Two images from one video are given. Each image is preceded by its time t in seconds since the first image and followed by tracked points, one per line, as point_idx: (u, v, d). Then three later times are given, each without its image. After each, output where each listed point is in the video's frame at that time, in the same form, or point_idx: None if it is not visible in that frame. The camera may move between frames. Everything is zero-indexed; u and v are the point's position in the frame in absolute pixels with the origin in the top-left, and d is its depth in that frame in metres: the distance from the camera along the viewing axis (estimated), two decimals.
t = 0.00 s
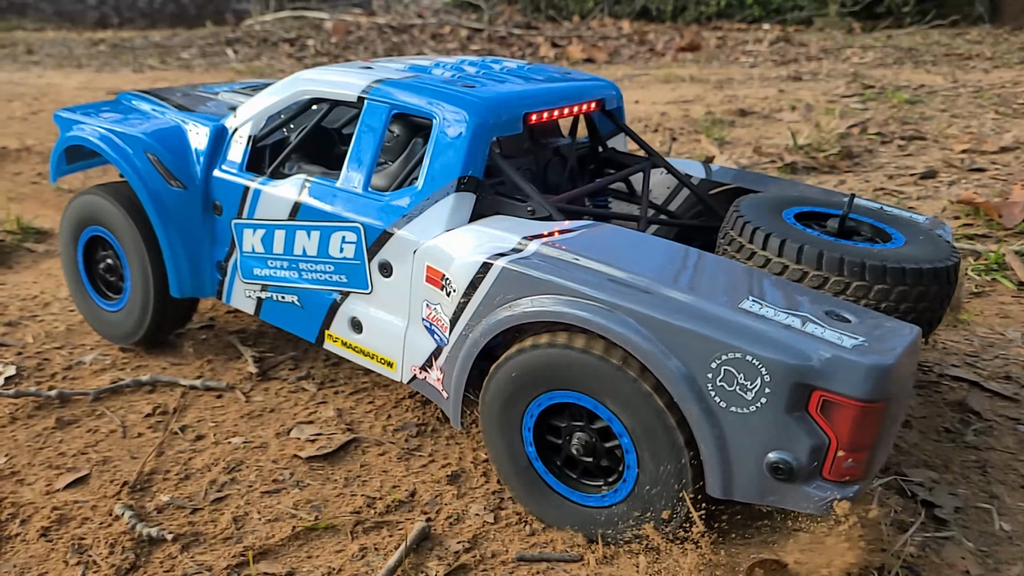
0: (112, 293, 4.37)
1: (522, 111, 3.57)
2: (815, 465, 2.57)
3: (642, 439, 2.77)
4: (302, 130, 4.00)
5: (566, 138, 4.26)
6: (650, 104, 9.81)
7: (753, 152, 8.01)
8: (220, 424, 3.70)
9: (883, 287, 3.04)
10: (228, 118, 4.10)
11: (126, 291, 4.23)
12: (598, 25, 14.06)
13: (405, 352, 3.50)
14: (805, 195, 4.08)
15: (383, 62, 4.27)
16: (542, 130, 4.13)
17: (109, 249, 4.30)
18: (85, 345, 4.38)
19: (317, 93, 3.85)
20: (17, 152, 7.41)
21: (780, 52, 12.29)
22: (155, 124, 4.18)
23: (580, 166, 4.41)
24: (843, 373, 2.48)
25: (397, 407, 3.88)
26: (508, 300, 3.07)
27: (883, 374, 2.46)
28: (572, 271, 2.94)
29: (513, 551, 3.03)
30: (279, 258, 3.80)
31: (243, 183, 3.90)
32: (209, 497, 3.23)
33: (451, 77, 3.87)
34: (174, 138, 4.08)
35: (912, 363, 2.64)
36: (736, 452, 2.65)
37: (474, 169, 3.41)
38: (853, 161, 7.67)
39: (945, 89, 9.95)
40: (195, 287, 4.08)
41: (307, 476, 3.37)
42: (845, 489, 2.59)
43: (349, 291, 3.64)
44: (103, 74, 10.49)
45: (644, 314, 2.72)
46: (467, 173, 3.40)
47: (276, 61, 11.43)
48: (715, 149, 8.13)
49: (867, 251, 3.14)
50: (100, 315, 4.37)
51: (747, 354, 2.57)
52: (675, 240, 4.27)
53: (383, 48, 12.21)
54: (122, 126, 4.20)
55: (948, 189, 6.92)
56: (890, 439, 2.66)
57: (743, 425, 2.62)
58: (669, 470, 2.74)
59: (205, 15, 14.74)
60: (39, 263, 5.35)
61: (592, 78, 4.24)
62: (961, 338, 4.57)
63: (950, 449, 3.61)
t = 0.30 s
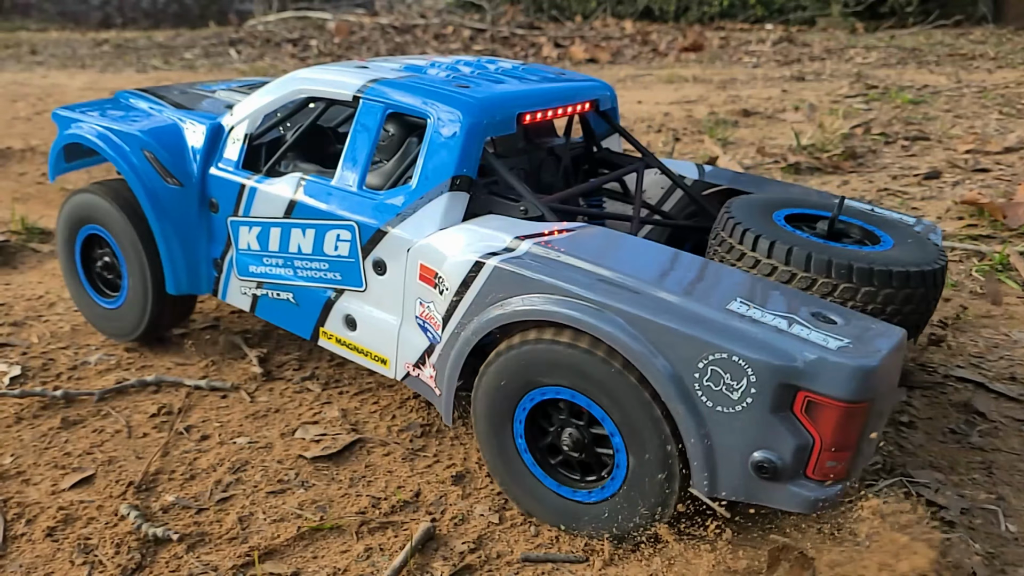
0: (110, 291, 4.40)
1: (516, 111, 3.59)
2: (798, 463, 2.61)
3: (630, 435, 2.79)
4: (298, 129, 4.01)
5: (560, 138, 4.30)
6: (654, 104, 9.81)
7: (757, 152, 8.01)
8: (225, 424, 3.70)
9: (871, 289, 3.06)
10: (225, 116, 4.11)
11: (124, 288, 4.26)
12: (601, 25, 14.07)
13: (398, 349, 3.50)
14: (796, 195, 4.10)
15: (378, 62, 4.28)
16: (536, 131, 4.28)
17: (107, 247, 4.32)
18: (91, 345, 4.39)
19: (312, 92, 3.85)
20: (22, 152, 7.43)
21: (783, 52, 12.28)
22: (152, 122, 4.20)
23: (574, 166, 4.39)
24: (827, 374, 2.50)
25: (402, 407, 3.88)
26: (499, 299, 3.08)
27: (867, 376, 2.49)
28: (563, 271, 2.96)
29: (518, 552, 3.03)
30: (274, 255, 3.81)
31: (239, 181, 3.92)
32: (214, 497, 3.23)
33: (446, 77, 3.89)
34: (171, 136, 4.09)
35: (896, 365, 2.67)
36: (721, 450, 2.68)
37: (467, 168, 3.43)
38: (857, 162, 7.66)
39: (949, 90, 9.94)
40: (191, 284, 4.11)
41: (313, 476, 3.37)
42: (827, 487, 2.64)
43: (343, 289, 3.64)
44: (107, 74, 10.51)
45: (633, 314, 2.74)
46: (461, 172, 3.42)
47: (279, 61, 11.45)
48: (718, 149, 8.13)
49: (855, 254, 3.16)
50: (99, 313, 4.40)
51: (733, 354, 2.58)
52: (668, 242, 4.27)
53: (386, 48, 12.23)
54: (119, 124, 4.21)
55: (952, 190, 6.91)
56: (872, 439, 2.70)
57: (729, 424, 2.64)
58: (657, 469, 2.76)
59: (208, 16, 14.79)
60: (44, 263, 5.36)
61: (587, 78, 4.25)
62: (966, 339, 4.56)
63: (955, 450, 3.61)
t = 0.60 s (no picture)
0: (108, 289, 4.43)
1: (509, 111, 3.59)
2: (781, 461, 2.62)
3: (618, 427, 2.82)
4: (294, 127, 4.02)
5: (554, 139, 4.32)
6: (657, 104, 9.81)
7: (760, 153, 8.00)
8: (229, 424, 3.71)
9: (856, 289, 3.11)
10: (220, 115, 4.13)
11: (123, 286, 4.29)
12: (603, 26, 14.07)
13: (391, 346, 3.52)
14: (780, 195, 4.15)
15: (374, 62, 4.29)
16: (531, 131, 4.23)
17: (105, 246, 4.35)
18: (95, 345, 4.39)
19: (307, 91, 3.89)
20: (27, 153, 7.44)
21: (786, 52, 12.27)
22: (149, 120, 4.21)
23: (568, 166, 4.42)
24: (809, 373, 2.53)
25: (407, 408, 3.88)
26: (489, 297, 3.09)
27: (849, 376, 2.51)
28: (552, 270, 2.98)
29: (523, 553, 3.02)
30: (268, 253, 3.83)
31: (234, 179, 3.93)
32: (219, 497, 3.24)
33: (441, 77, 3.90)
34: (167, 134, 4.11)
35: (879, 366, 2.69)
36: (706, 447, 2.69)
37: (460, 167, 3.44)
38: (860, 162, 7.65)
39: (953, 90, 9.93)
40: (187, 281, 4.13)
41: (317, 476, 3.38)
42: (809, 485, 2.66)
43: (337, 286, 3.66)
44: (110, 74, 10.52)
45: (620, 312, 2.76)
46: (454, 171, 3.43)
47: (282, 61, 11.46)
48: (721, 149, 8.12)
49: (841, 254, 3.20)
50: (96, 311, 4.43)
51: (718, 353, 2.60)
52: (660, 241, 4.29)
53: (389, 48, 12.23)
54: (116, 121, 4.22)
55: (957, 190, 6.90)
56: (854, 439, 2.72)
57: (714, 422, 2.66)
58: (644, 463, 2.78)
59: (211, 16, 14.82)
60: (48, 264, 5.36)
61: (581, 79, 4.26)
62: (971, 340, 4.55)
63: (961, 451, 3.60)
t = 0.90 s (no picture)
0: (105, 288, 4.45)
1: (501, 111, 3.61)
2: (768, 455, 2.65)
3: (607, 422, 2.85)
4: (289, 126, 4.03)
5: (547, 139, 4.35)
6: (660, 104, 9.81)
7: (763, 154, 8.00)
8: (234, 425, 3.71)
9: (842, 287, 3.11)
10: (216, 114, 4.15)
11: (120, 283, 4.30)
12: (606, 26, 14.06)
13: (383, 344, 3.54)
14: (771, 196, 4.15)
15: (368, 62, 4.30)
16: (524, 131, 4.30)
17: (102, 245, 4.36)
18: (100, 345, 4.40)
19: (302, 91, 3.91)
20: (31, 154, 7.46)
21: (789, 52, 12.26)
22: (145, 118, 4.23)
23: (560, 166, 4.39)
24: (794, 368, 2.56)
25: (411, 409, 3.88)
26: (481, 294, 3.12)
27: (833, 370, 2.54)
28: (542, 268, 3.00)
29: (528, 553, 3.02)
30: (263, 250, 3.84)
31: (229, 178, 3.96)
32: (225, 498, 3.24)
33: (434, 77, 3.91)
34: (163, 132, 4.12)
35: (864, 361, 2.72)
36: (694, 442, 2.72)
37: (453, 166, 3.46)
38: (863, 163, 7.64)
39: (956, 90, 9.91)
40: (182, 278, 4.13)
41: (322, 477, 3.38)
42: (797, 479, 2.68)
43: (330, 284, 3.68)
44: (114, 74, 10.53)
45: (609, 309, 2.79)
46: (446, 170, 3.45)
47: (285, 61, 11.47)
48: (725, 149, 8.11)
49: (828, 253, 3.22)
50: (93, 310, 4.44)
51: (705, 348, 2.63)
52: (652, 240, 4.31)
53: (391, 48, 12.24)
54: (112, 120, 4.23)
55: (961, 191, 6.89)
56: (842, 433, 2.74)
57: (701, 417, 2.69)
58: (634, 457, 2.82)
59: (213, 17, 14.86)
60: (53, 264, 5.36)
61: (574, 79, 4.27)
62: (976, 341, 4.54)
63: (966, 452, 3.59)
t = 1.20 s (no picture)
0: (102, 287, 4.46)
1: (492, 112, 3.62)
2: (751, 451, 2.70)
3: (593, 416, 2.89)
4: (283, 126, 4.03)
5: (539, 139, 4.41)
6: (663, 105, 9.80)
7: (766, 154, 7.99)
8: (239, 425, 3.71)
9: (827, 286, 3.18)
10: (210, 114, 4.14)
11: (116, 281, 4.31)
12: (608, 26, 14.07)
13: (376, 342, 3.57)
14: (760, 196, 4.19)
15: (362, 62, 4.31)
16: (516, 131, 4.33)
17: (98, 245, 4.38)
18: (105, 346, 4.39)
19: (295, 91, 3.91)
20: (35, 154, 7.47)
21: (791, 52, 12.26)
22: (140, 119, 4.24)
23: (553, 165, 4.43)
24: (777, 366, 2.60)
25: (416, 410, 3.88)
26: (471, 293, 3.15)
27: (814, 367, 2.59)
28: (530, 267, 3.03)
29: (533, 554, 3.01)
30: (257, 250, 3.85)
31: (224, 177, 3.96)
32: (230, 498, 3.24)
33: (427, 78, 3.91)
34: (158, 133, 4.13)
35: (847, 358, 2.77)
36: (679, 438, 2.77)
37: (444, 167, 3.47)
38: (866, 163, 7.64)
39: (959, 90, 9.90)
40: (177, 277, 4.14)
41: (328, 478, 3.38)
42: (780, 474, 2.73)
43: (323, 283, 3.69)
44: (117, 75, 10.54)
45: (597, 308, 2.82)
46: (437, 171, 3.46)
47: (288, 62, 11.48)
48: (728, 150, 8.10)
49: (813, 252, 3.28)
50: (89, 309, 4.45)
51: (689, 346, 2.67)
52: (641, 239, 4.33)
53: (394, 49, 12.24)
54: (107, 121, 4.24)
55: (964, 191, 6.88)
56: (824, 429, 2.79)
57: (686, 414, 2.73)
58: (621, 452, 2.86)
59: (216, 18, 14.90)
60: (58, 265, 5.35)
61: (565, 79, 4.28)
62: (981, 343, 4.53)
63: (972, 454, 3.59)
